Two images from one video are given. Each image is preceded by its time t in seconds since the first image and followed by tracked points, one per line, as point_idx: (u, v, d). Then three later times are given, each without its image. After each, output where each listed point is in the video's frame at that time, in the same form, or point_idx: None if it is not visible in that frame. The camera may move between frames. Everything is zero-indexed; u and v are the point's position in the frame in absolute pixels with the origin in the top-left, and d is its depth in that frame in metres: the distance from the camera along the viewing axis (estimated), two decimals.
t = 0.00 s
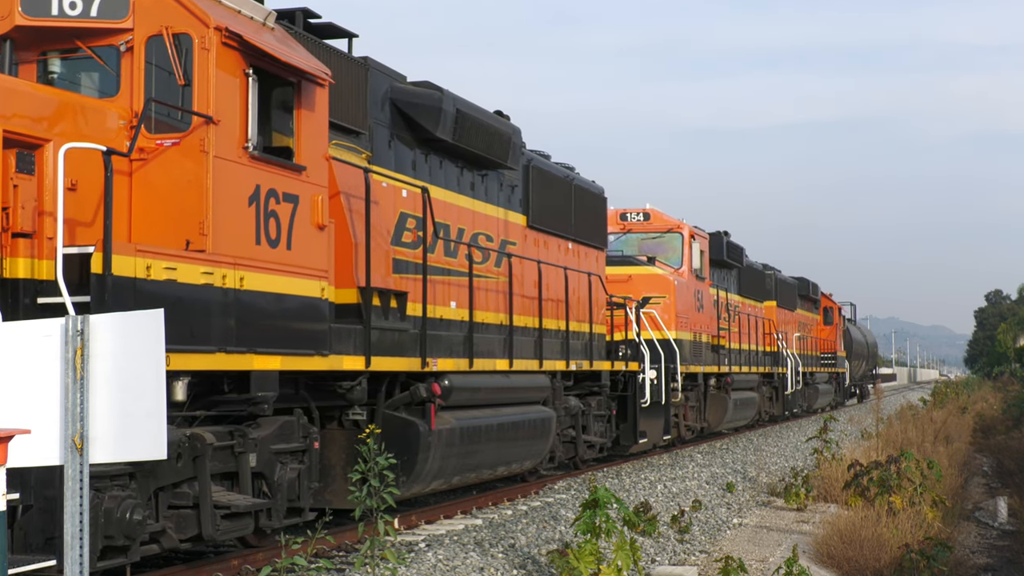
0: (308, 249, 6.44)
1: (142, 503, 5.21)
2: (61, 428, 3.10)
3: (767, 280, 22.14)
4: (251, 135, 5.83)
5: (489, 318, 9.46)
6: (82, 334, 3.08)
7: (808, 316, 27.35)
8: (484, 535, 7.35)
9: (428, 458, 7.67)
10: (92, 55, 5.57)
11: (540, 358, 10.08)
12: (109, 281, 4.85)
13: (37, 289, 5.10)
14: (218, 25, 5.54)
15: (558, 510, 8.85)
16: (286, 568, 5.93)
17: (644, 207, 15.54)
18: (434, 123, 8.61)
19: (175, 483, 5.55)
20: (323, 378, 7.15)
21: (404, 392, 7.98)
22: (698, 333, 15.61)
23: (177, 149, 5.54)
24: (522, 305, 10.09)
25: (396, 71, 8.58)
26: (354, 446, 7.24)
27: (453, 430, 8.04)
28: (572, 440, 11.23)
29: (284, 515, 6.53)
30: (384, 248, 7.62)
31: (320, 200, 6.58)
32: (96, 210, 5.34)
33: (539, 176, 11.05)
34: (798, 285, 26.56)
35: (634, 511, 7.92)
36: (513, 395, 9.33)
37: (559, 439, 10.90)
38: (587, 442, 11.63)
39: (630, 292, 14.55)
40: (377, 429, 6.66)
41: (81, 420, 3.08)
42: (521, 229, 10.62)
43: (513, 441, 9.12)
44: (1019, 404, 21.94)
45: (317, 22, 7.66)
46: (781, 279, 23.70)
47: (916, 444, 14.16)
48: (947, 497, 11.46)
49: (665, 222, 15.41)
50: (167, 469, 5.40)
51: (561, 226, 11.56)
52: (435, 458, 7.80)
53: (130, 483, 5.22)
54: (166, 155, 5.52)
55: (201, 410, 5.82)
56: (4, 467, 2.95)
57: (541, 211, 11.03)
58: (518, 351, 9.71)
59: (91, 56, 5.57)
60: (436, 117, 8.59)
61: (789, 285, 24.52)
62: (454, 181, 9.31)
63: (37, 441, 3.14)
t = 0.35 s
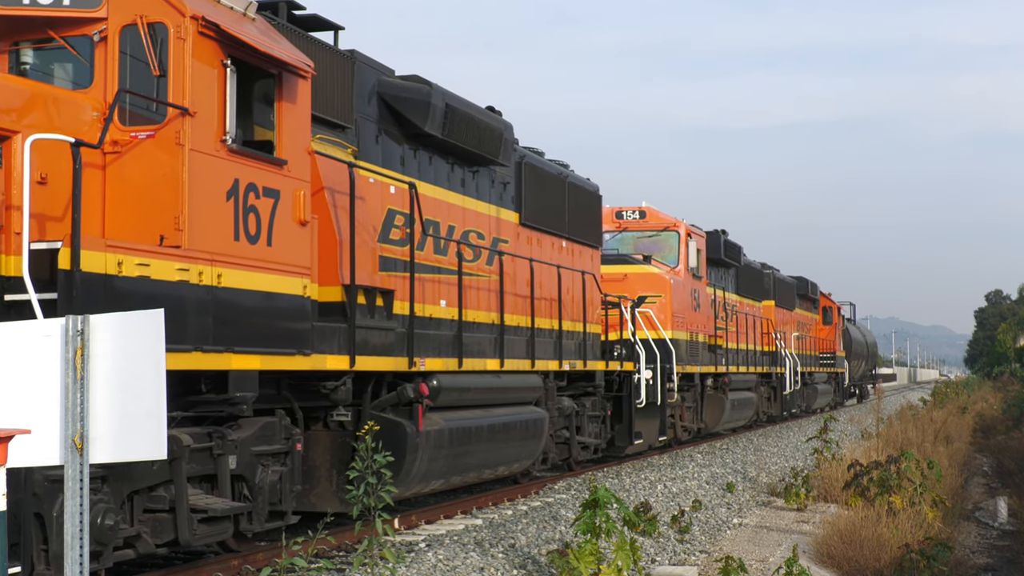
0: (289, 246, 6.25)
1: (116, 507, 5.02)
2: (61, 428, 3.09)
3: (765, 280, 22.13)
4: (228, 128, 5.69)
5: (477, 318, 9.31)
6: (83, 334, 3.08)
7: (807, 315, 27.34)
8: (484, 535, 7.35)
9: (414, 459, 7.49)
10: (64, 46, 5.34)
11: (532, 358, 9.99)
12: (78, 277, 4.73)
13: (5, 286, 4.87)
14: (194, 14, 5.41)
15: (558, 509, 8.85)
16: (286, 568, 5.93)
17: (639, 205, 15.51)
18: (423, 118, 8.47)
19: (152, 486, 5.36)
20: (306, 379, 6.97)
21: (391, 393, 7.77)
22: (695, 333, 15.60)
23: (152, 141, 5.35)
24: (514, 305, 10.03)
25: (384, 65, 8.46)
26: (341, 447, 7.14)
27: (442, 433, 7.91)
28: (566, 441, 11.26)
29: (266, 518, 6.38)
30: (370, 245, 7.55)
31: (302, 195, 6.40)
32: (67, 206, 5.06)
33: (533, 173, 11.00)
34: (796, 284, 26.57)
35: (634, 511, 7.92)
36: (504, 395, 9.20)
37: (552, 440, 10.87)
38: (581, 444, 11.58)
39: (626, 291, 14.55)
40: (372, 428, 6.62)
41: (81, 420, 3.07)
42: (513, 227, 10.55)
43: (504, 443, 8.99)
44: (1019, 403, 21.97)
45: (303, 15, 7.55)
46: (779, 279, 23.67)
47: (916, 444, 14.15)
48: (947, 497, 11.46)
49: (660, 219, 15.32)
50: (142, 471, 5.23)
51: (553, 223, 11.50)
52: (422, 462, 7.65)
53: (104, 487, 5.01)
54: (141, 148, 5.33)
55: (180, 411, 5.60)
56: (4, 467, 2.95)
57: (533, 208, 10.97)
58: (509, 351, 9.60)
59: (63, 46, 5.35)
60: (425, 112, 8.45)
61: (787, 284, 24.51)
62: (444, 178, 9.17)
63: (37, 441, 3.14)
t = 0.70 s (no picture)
0: (266, 243, 6.09)
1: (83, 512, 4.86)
2: (60, 427, 3.07)
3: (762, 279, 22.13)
4: (202, 121, 5.52)
5: (466, 317, 9.13)
6: (82, 334, 3.07)
7: (805, 315, 27.32)
8: (484, 535, 7.36)
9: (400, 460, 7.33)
10: (31, 35, 5.19)
11: (522, 357, 9.87)
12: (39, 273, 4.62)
13: None
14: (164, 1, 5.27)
15: (558, 510, 8.85)
16: (286, 569, 5.93)
17: (635, 203, 15.51)
18: (408, 111, 8.31)
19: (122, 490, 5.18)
20: (285, 379, 6.78)
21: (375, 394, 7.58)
22: (691, 332, 15.58)
23: (120, 133, 5.19)
24: (502, 303, 9.89)
25: (368, 58, 8.30)
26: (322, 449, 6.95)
27: (428, 435, 7.75)
28: (558, 443, 11.17)
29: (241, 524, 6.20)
30: (353, 241, 7.41)
31: (279, 189, 6.23)
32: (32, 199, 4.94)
33: (524, 168, 10.88)
34: (795, 283, 26.57)
35: (634, 511, 7.92)
36: (494, 395, 9.10)
37: (545, 442, 10.86)
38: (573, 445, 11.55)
39: (621, 289, 14.55)
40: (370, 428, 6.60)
41: (81, 420, 3.06)
42: (503, 224, 10.43)
43: (494, 444, 8.88)
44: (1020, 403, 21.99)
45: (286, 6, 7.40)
46: (778, 278, 23.67)
47: (916, 444, 14.15)
48: (947, 497, 11.47)
49: (656, 217, 15.36)
50: (111, 475, 5.05)
51: (546, 220, 11.38)
52: (408, 463, 7.49)
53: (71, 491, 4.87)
54: (108, 140, 5.16)
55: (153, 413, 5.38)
56: (4, 467, 2.95)
57: (524, 205, 10.84)
58: (498, 350, 9.47)
59: (30, 35, 5.19)
60: (411, 106, 8.29)
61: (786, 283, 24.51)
62: (431, 173, 9.04)
63: (37, 442, 3.12)
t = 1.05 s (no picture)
0: (241, 238, 5.92)
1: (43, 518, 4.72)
2: (60, 427, 3.07)
3: (760, 278, 22.12)
4: (171, 111, 5.36)
5: (453, 317, 8.97)
6: (82, 334, 3.07)
7: (804, 314, 27.31)
8: (485, 535, 7.35)
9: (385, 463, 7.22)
10: None
11: (512, 357, 9.69)
12: None
13: None
14: None
15: (558, 509, 8.85)
16: (286, 568, 5.94)
17: (630, 201, 15.47)
18: (393, 104, 8.10)
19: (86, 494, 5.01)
20: (262, 379, 6.61)
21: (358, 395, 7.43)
22: (686, 331, 15.55)
23: (85, 123, 5.04)
24: (490, 301, 9.70)
25: (352, 49, 8.07)
26: (303, 451, 6.84)
27: (413, 436, 7.61)
28: (550, 444, 11.03)
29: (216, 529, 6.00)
30: (335, 239, 7.22)
31: (255, 182, 6.04)
32: None
33: (515, 165, 10.70)
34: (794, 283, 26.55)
35: (634, 511, 7.93)
36: (484, 394, 8.95)
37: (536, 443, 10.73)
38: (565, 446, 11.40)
39: (615, 288, 14.38)
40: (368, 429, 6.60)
41: (80, 420, 3.06)
42: (493, 221, 10.26)
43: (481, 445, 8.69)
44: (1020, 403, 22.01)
45: None
46: (775, 276, 23.59)
47: (916, 444, 14.15)
48: (947, 497, 11.47)
49: (651, 215, 15.35)
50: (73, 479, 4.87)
51: (537, 218, 11.23)
52: (392, 465, 7.34)
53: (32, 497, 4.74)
54: (74, 131, 5.01)
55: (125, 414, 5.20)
56: (4, 467, 2.95)
57: (514, 201, 10.66)
58: (486, 350, 9.29)
59: None
60: (396, 99, 8.09)
61: (783, 283, 24.49)
62: (418, 168, 8.85)
63: (37, 443, 3.11)
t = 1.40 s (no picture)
0: (212, 232, 5.66)
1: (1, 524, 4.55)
2: (60, 427, 3.06)
3: (757, 277, 22.10)
4: (136, 100, 5.12)
5: (440, 315, 8.85)
6: (83, 334, 3.07)
7: (802, 314, 27.31)
8: (485, 535, 7.35)
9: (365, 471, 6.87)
10: None
11: (500, 356, 9.51)
12: None
13: None
14: None
15: (558, 509, 8.85)
16: (286, 569, 5.94)
17: (624, 198, 15.41)
18: (376, 97, 7.96)
19: (47, 500, 4.83)
20: (236, 379, 6.32)
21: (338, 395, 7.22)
22: (681, 331, 15.49)
23: (43, 111, 4.80)
24: (475, 298, 9.53)
25: (334, 40, 7.93)
26: (281, 454, 6.53)
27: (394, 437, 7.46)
28: (541, 446, 10.83)
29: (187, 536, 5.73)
30: (314, 233, 6.88)
31: (226, 174, 5.80)
32: None
33: (503, 161, 10.56)
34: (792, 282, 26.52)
35: (634, 511, 7.93)
36: (467, 396, 8.72)
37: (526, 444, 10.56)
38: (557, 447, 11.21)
39: (609, 286, 14.44)
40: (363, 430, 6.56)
41: (81, 420, 3.05)
42: (481, 217, 10.13)
43: (467, 447, 8.48)
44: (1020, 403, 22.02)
45: None
46: (773, 275, 23.56)
47: (915, 444, 14.14)
48: (947, 497, 11.48)
49: (645, 213, 15.28)
50: (33, 485, 4.68)
51: (526, 214, 11.09)
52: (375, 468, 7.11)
53: None
54: (31, 118, 4.78)
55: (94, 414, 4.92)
56: (5, 467, 2.95)
57: (502, 197, 10.51)
58: (473, 349, 9.10)
59: None
60: (378, 91, 7.97)
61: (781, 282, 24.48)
62: (402, 163, 8.72)
63: (37, 443, 3.10)
